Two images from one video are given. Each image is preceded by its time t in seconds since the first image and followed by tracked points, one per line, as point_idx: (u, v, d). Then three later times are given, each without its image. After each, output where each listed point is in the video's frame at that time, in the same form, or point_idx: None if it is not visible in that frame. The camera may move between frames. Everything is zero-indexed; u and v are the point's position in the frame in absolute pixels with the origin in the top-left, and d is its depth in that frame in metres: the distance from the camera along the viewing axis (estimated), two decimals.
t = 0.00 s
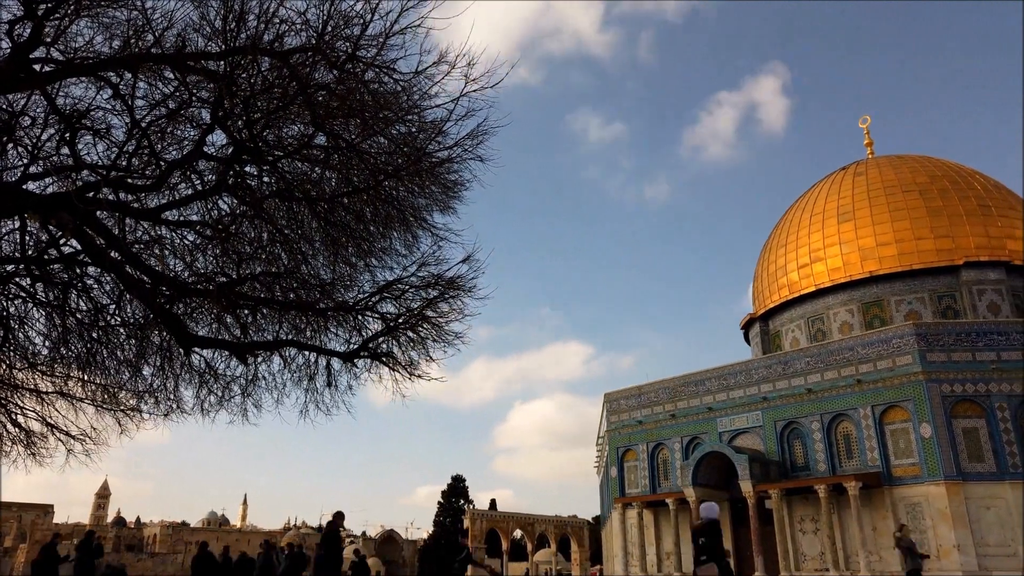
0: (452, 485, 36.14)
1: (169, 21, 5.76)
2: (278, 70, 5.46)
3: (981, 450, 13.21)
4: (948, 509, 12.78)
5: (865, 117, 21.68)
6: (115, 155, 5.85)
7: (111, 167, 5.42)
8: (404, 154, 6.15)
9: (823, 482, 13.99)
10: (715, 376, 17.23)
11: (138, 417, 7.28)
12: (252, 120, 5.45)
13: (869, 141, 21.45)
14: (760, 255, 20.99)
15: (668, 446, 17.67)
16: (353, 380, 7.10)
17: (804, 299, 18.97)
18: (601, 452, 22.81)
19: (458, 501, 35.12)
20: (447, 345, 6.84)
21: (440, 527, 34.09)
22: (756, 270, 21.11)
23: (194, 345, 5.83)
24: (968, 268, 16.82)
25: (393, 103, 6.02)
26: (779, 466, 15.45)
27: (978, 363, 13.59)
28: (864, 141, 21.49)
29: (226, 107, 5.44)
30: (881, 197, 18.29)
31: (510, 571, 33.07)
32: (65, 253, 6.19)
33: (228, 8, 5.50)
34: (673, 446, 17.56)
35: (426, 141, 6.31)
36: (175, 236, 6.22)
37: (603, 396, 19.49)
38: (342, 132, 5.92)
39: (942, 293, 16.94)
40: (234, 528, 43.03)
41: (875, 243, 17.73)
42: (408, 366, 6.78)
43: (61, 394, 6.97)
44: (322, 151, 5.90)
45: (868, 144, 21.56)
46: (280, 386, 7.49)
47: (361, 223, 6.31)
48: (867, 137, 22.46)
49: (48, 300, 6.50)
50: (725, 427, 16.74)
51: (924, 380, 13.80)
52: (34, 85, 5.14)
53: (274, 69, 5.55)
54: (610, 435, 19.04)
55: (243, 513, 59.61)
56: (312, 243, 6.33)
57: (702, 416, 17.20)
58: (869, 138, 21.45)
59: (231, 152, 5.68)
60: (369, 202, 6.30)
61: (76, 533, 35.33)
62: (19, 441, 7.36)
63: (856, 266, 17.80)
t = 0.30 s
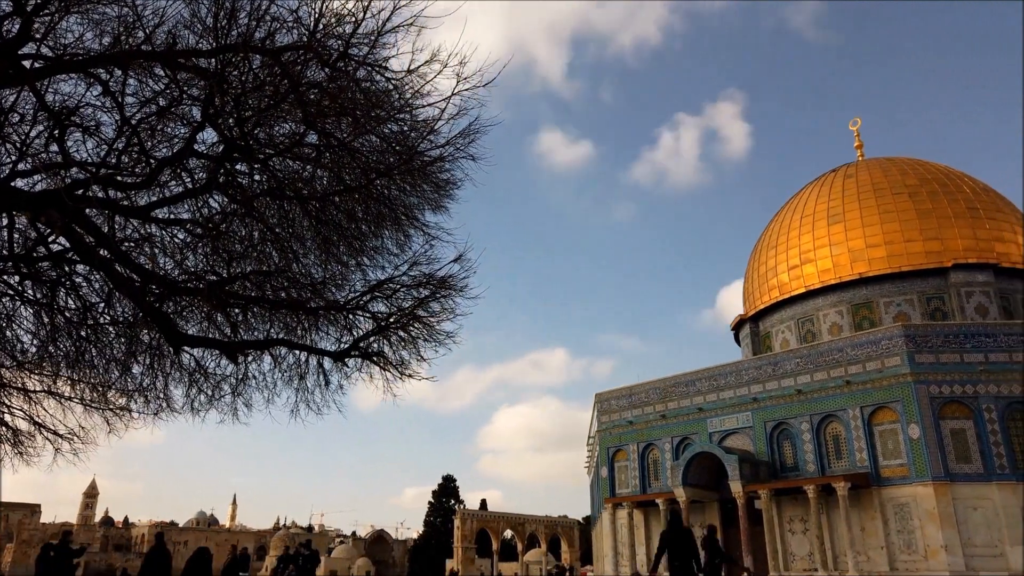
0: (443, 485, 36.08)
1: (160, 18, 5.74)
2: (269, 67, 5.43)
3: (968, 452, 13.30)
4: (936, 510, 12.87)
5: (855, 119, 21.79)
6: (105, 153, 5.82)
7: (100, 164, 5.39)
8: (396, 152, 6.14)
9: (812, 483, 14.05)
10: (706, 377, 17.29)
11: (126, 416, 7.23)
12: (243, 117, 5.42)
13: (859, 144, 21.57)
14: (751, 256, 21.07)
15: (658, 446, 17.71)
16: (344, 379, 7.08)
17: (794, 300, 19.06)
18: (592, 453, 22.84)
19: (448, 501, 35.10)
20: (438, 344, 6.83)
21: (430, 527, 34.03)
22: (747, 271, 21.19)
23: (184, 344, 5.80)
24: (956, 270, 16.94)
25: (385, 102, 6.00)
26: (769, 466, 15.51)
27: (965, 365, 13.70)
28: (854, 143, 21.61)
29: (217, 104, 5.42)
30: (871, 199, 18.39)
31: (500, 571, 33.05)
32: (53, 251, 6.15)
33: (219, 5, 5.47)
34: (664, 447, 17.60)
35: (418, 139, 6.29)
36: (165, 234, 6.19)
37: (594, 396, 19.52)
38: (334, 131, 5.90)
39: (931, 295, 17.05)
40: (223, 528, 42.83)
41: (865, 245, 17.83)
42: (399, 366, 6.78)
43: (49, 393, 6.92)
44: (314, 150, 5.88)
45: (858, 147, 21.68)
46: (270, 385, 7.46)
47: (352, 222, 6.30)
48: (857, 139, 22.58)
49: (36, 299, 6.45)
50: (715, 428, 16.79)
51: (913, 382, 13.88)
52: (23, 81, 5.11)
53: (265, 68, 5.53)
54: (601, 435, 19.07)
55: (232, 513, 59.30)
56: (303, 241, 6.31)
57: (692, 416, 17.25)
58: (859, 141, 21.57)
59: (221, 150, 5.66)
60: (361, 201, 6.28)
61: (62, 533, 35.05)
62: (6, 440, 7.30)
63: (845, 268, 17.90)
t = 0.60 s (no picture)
0: (433, 485, 36.04)
1: (150, 15, 5.70)
2: (260, 65, 5.41)
3: (955, 452, 13.40)
4: (923, 510, 12.95)
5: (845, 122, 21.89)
6: (93, 150, 5.78)
7: (89, 161, 5.36)
8: (388, 151, 6.12)
9: (801, 483, 14.11)
10: (696, 377, 17.34)
11: (114, 415, 7.20)
12: (233, 115, 5.40)
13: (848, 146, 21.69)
14: (741, 258, 21.14)
15: (648, 446, 17.75)
16: (334, 379, 7.06)
17: (783, 301, 19.15)
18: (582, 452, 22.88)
19: (439, 501, 35.07)
20: (429, 344, 6.82)
21: (420, 527, 33.98)
22: (737, 272, 21.27)
23: (172, 343, 5.77)
24: (944, 272, 17.05)
25: (376, 100, 5.99)
26: (758, 467, 15.57)
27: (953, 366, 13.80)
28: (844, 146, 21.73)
29: (207, 102, 5.39)
30: (861, 201, 18.50)
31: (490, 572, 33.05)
32: (41, 249, 6.11)
33: (210, 2, 5.44)
34: (654, 447, 17.64)
35: (410, 138, 6.28)
36: (154, 233, 6.15)
37: (585, 396, 19.55)
38: (325, 129, 5.89)
39: (919, 297, 17.15)
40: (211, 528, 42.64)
41: (854, 247, 17.93)
42: (390, 365, 6.76)
43: (36, 392, 6.86)
44: (304, 148, 5.87)
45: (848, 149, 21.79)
46: (259, 384, 7.43)
47: (343, 221, 6.28)
48: (847, 141, 22.69)
49: (24, 296, 6.40)
50: (705, 428, 16.85)
51: (901, 383, 13.97)
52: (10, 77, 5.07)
53: (256, 65, 5.50)
54: (591, 435, 19.09)
55: (220, 513, 58.99)
56: (294, 240, 6.29)
57: (682, 417, 17.30)
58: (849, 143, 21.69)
59: (211, 148, 5.63)
60: (352, 200, 6.25)
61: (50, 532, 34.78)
62: None
63: (835, 269, 18.00)
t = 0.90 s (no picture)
0: (423, 485, 35.99)
1: (140, 11, 5.66)
2: (251, 63, 5.39)
3: (943, 453, 13.49)
4: (911, 511, 13.05)
5: (835, 124, 21.99)
6: (82, 147, 5.74)
7: (78, 158, 5.32)
8: (379, 151, 6.11)
9: (790, 483, 14.16)
10: (686, 377, 17.39)
11: (102, 414, 7.15)
12: (223, 113, 5.37)
13: (838, 148, 21.80)
14: (731, 259, 21.22)
15: (638, 447, 17.78)
16: (324, 378, 7.04)
17: (773, 302, 19.23)
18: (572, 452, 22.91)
19: (429, 501, 35.02)
20: (420, 344, 6.81)
21: (410, 527, 33.93)
22: (727, 273, 21.33)
23: (162, 342, 5.74)
24: (933, 274, 17.16)
25: (368, 99, 5.97)
26: (747, 467, 15.63)
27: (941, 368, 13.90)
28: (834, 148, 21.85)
29: (198, 99, 5.36)
30: (850, 203, 18.59)
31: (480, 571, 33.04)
32: (28, 246, 6.05)
33: None
34: (644, 447, 17.68)
35: (401, 138, 6.27)
36: (143, 231, 6.11)
37: (575, 396, 19.57)
38: (316, 128, 5.86)
39: (908, 299, 17.25)
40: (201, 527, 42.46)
41: (844, 249, 18.02)
42: (380, 365, 6.75)
43: (23, 390, 6.80)
44: (296, 147, 5.85)
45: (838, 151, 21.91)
46: (249, 383, 7.41)
47: (335, 220, 6.26)
48: (837, 143, 22.80)
49: (10, 294, 6.34)
50: (695, 428, 16.90)
51: (889, 384, 14.05)
52: None
53: (247, 63, 5.48)
54: (582, 435, 19.11)
55: (209, 512, 58.72)
56: (284, 239, 6.26)
57: (672, 417, 17.35)
58: (839, 146, 21.80)
59: (202, 146, 5.59)
60: (343, 199, 6.23)
61: (37, 531, 34.51)
62: None
63: (824, 271, 18.09)
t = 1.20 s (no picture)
0: (413, 485, 35.94)
1: (130, 9, 5.63)
2: (242, 61, 5.38)
3: (931, 454, 13.59)
4: (898, 511, 13.14)
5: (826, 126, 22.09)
6: (71, 145, 5.71)
7: (67, 156, 5.29)
8: (371, 150, 6.10)
9: (779, 484, 14.21)
10: (677, 378, 17.44)
11: (90, 413, 7.11)
12: (214, 111, 5.36)
13: (829, 151, 21.90)
14: (722, 260, 21.29)
15: (629, 447, 17.82)
16: (315, 377, 7.03)
17: (763, 303, 19.30)
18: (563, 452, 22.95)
19: (419, 501, 34.97)
20: (411, 344, 6.80)
21: (400, 526, 33.88)
22: (718, 275, 21.40)
23: (151, 340, 5.72)
24: (922, 276, 17.28)
25: (360, 99, 5.95)
26: (737, 467, 15.68)
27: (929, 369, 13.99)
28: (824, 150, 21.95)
29: (188, 97, 5.35)
30: (840, 205, 18.70)
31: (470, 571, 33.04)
32: (16, 244, 6.02)
33: None
34: (634, 448, 17.72)
35: (393, 137, 6.26)
36: (133, 229, 6.08)
37: (566, 397, 19.59)
38: (308, 127, 5.86)
39: (897, 300, 17.35)
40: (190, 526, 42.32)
41: (833, 250, 18.11)
42: (371, 365, 6.74)
43: (10, 389, 6.76)
44: (287, 145, 5.84)
45: (828, 153, 22.01)
46: (239, 383, 7.39)
47: (326, 219, 6.24)
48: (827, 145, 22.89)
49: None
50: (685, 429, 16.96)
51: (878, 386, 14.13)
52: None
53: (238, 61, 5.46)
54: (572, 435, 19.14)
55: (198, 512, 58.42)
56: (275, 238, 6.24)
57: (662, 417, 17.39)
58: (829, 148, 21.91)
59: (192, 144, 5.58)
60: (335, 198, 6.22)
61: (24, 530, 34.24)
62: None
63: (814, 272, 18.18)
